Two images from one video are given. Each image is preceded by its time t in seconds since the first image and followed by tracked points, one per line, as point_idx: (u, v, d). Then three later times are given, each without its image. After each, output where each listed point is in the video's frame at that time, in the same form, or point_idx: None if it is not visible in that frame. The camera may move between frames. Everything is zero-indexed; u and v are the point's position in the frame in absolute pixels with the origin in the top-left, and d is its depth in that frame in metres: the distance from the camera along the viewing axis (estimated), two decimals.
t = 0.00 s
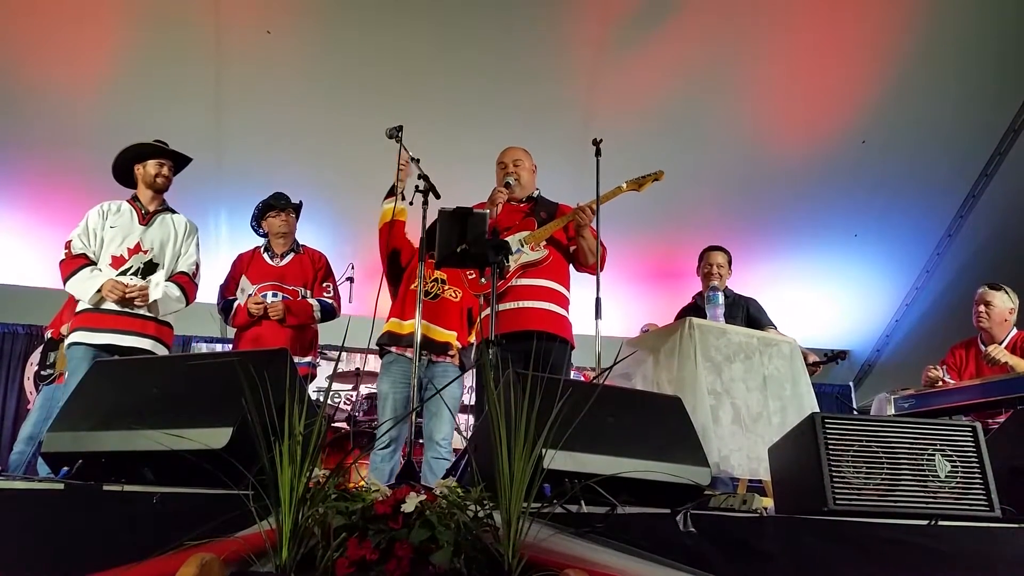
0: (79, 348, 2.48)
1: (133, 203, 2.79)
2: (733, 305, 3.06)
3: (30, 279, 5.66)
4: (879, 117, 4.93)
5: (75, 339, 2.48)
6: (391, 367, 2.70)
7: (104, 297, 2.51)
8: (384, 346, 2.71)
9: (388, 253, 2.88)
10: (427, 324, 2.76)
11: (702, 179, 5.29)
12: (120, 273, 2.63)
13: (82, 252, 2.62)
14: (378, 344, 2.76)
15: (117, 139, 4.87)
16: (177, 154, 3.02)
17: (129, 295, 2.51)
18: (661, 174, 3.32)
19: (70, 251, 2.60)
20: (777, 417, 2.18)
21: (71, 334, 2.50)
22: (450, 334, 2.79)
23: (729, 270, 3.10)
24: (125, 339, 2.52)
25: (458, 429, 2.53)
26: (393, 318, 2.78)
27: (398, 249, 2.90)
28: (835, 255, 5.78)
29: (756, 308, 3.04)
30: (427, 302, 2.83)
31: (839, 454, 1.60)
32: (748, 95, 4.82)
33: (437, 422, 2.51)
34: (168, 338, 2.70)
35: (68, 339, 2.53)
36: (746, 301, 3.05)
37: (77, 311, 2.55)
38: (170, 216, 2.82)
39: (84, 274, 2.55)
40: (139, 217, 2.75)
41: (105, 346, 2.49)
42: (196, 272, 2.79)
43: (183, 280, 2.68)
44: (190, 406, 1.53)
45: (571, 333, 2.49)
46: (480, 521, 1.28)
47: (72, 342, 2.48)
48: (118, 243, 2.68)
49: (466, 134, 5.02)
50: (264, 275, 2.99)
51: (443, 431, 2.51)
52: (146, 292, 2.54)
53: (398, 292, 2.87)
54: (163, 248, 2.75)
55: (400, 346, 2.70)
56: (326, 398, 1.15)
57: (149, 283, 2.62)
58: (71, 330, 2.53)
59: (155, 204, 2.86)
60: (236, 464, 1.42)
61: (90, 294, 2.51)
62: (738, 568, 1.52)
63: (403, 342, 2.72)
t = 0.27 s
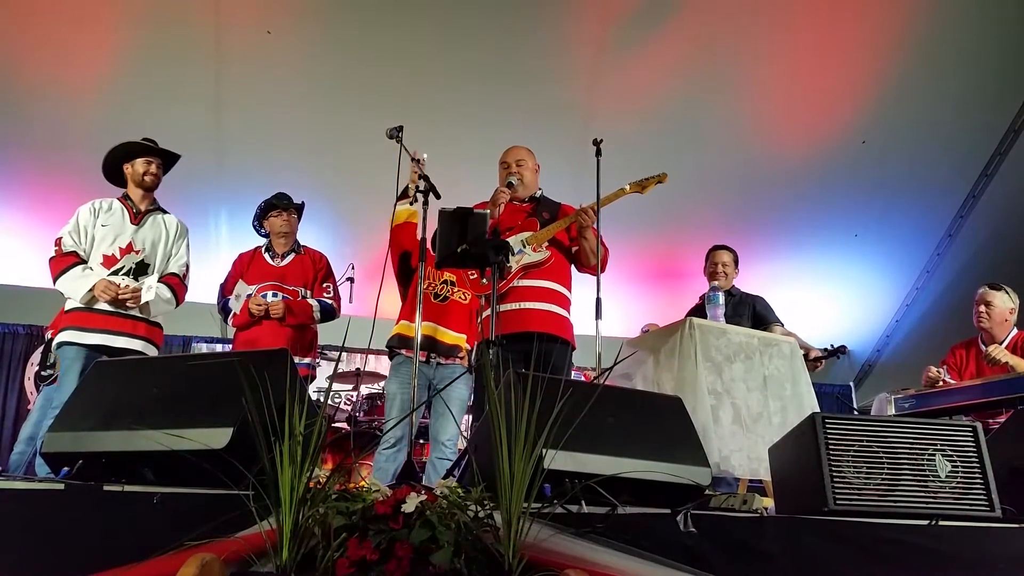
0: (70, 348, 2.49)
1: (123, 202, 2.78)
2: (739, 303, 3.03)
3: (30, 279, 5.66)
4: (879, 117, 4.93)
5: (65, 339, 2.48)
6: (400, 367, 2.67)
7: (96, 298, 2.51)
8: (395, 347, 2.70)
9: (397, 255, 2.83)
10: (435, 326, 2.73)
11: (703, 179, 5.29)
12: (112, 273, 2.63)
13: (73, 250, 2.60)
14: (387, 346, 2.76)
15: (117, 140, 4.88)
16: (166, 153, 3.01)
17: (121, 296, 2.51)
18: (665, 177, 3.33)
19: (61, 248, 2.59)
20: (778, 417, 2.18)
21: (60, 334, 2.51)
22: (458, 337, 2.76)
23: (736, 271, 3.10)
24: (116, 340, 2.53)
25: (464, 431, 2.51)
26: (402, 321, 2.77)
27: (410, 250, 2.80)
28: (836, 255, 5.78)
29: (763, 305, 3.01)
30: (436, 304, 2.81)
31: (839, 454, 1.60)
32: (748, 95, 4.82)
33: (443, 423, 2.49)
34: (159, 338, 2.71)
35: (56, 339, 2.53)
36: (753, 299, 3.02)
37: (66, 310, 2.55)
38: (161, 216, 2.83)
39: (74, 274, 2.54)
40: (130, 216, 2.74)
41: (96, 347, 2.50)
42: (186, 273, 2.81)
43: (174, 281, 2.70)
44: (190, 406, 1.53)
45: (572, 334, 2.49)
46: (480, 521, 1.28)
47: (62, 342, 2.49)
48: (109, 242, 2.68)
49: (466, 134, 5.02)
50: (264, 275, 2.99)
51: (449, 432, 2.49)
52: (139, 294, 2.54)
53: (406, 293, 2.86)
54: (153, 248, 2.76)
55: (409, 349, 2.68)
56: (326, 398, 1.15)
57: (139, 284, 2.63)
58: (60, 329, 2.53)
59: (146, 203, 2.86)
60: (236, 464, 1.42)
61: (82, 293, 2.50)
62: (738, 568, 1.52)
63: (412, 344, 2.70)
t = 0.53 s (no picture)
0: (65, 349, 2.49)
1: (116, 202, 2.78)
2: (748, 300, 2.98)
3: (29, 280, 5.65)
4: (879, 117, 4.94)
5: (60, 339, 2.48)
6: (404, 370, 2.69)
7: (91, 299, 2.52)
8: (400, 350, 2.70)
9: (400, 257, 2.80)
10: (436, 328, 2.70)
11: (703, 179, 5.29)
12: (106, 274, 2.63)
13: (66, 250, 2.60)
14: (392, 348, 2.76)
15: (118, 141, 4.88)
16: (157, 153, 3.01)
17: (117, 297, 2.51)
18: (664, 180, 3.34)
19: (54, 248, 2.58)
20: (778, 417, 2.18)
21: (54, 334, 2.50)
22: (460, 338, 2.73)
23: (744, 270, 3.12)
24: (112, 341, 2.53)
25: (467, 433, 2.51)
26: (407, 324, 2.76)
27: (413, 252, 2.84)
28: (836, 256, 5.77)
29: (773, 300, 2.92)
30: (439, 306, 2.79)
31: (839, 454, 1.60)
32: (747, 95, 4.82)
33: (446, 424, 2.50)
34: (152, 339, 2.71)
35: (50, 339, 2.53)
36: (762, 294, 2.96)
37: (60, 310, 2.54)
38: (155, 216, 2.82)
39: (69, 274, 2.54)
40: (124, 217, 2.74)
41: (91, 348, 2.50)
42: (179, 274, 2.79)
43: (167, 282, 2.68)
44: (190, 406, 1.53)
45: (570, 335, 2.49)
46: (480, 521, 1.28)
47: (57, 343, 2.49)
48: (103, 242, 2.68)
49: (466, 134, 5.02)
50: (264, 275, 2.99)
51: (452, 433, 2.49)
52: (134, 295, 2.54)
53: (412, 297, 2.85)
54: (147, 248, 2.76)
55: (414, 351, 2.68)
56: (327, 399, 1.15)
57: (134, 284, 2.64)
58: (54, 329, 2.52)
59: (139, 203, 2.85)
60: (237, 465, 1.42)
61: (77, 293, 2.51)
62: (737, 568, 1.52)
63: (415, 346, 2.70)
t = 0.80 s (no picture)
0: (67, 349, 2.49)
1: (115, 201, 2.78)
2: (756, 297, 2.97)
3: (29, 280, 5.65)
4: (880, 117, 4.93)
5: (62, 340, 2.48)
6: (404, 371, 2.69)
7: (92, 299, 2.52)
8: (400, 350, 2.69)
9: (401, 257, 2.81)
10: (436, 328, 2.71)
11: (703, 179, 5.29)
12: (106, 274, 2.63)
13: (66, 251, 2.60)
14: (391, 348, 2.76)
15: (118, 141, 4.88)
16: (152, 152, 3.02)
17: (117, 297, 2.52)
18: (663, 182, 3.35)
19: (54, 249, 2.59)
20: (779, 417, 2.19)
21: (56, 334, 2.50)
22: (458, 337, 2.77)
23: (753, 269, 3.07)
24: (113, 341, 2.53)
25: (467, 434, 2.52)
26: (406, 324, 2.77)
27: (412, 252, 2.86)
28: (837, 255, 5.77)
29: (781, 295, 2.92)
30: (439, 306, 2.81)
31: (839, 454, 1.60)
32: (747, 95, 4.82)
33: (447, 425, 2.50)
34: (153, 338, 2.71)
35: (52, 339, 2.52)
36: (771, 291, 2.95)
37: (61, 311, 2.55)
38: (154, 215, 2.82)
39: (69, 274, 2.55)
40: (123, 216, 2.75)
41: (92, 348, 2.50)
42: (179, 273, 2.79)
43: (168, 281, 2.69)
44: (190, 406, 1.53)
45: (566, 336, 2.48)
46: (480, 521, 1.28)
47: (59, 343, 2.49)
48: (103, 242, 2.68)
49: (466, 134, 5.02)
50: (262, 273, 2.98)
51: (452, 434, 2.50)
52: (134, 295, 2.54)
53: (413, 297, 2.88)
54: (147, 248, 2.76)
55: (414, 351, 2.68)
56: (327, 399, 1.15)
57: (134, 283, 2.64)
58: (56, 329, 2.52)
59: (138, 202, 2.85)
60: (237, 465, 1.42)
61: (77, 294, 2.52)
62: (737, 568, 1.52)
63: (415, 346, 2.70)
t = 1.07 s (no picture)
0: (76, 348, 2.48)
1: (121, 202, 2.79)
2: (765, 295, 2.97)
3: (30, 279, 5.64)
4: (880, 114, 4.93)
5: (71, 339, 2.48)
6: (400, 369, 2.70)
7: (99, 298, 2.51)
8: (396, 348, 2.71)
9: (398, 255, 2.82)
10: (434, 324, 2.77)
11: (703, 177, 5.29)
12: (114, 273, 2.63)
13: (73, 252, 2.60)
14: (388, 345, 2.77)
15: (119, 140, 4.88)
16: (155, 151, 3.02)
17: (125, 295, 2.53)
18: (658, 180, 3.35)
19: (62, 251, 2.59)
20: (780, 414, 2.19)
21: (66, 334, 2.50)
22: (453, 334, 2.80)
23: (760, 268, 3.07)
24: (123, 339, 2.53)
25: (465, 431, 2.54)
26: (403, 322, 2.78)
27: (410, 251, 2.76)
28: (837, 253, 5.76)
29: (790, 291, 2.91)
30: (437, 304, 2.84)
31: (841, 452, 1.60)
32: (748, 93, 4.82)
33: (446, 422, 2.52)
34: (162, 336, 2.71)
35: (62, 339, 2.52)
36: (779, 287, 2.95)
37: (71, 311, 2.54)
38: (160, 214, 2.82)
39: (78, 274, 2.54)
40: (129, 216, 2.74)
41: (101, 347, 2.49)
42: (187, 270, 2.81)
43: (176, 278, 2.71)
44: (190, 405, 1.54)
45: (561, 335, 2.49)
46: (481, 519, 1.27)
47: (68, 342, 2.48)
48: (110, 242, 2.68)
49: (466, 133, 5.02)
50: (258, 272, 2.98)
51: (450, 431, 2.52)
52: (142, 293, 2.56)
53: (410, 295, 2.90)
54: (154, 246, 2.76)
55: (411, 348, 2.71)
56: (328, 398, 1.15)
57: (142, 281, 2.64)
58: (66, 330, 2.52)
59: (144, 201, 2.85)
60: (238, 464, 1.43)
61: (85, 294, 2.50)
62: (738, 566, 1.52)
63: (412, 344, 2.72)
